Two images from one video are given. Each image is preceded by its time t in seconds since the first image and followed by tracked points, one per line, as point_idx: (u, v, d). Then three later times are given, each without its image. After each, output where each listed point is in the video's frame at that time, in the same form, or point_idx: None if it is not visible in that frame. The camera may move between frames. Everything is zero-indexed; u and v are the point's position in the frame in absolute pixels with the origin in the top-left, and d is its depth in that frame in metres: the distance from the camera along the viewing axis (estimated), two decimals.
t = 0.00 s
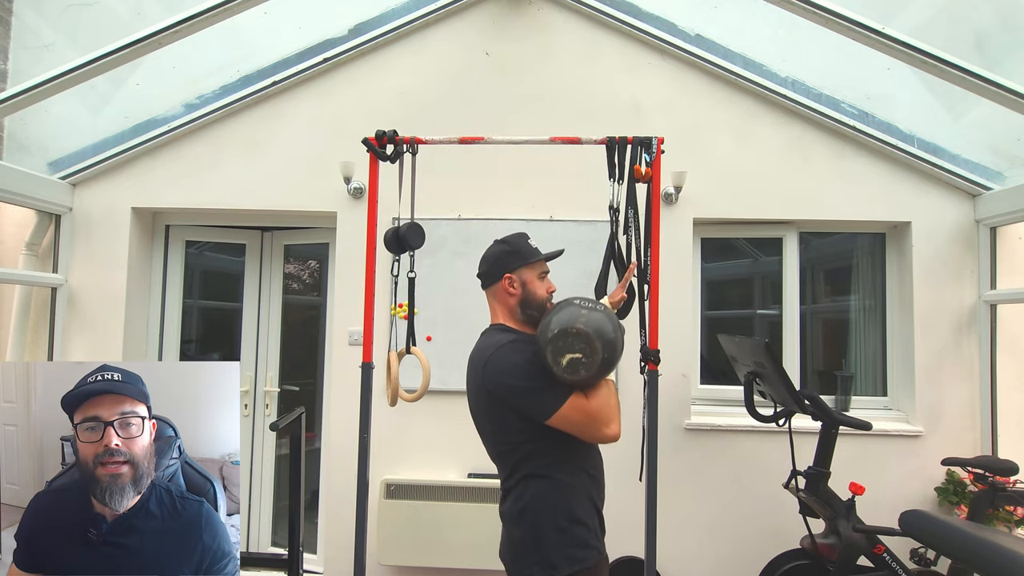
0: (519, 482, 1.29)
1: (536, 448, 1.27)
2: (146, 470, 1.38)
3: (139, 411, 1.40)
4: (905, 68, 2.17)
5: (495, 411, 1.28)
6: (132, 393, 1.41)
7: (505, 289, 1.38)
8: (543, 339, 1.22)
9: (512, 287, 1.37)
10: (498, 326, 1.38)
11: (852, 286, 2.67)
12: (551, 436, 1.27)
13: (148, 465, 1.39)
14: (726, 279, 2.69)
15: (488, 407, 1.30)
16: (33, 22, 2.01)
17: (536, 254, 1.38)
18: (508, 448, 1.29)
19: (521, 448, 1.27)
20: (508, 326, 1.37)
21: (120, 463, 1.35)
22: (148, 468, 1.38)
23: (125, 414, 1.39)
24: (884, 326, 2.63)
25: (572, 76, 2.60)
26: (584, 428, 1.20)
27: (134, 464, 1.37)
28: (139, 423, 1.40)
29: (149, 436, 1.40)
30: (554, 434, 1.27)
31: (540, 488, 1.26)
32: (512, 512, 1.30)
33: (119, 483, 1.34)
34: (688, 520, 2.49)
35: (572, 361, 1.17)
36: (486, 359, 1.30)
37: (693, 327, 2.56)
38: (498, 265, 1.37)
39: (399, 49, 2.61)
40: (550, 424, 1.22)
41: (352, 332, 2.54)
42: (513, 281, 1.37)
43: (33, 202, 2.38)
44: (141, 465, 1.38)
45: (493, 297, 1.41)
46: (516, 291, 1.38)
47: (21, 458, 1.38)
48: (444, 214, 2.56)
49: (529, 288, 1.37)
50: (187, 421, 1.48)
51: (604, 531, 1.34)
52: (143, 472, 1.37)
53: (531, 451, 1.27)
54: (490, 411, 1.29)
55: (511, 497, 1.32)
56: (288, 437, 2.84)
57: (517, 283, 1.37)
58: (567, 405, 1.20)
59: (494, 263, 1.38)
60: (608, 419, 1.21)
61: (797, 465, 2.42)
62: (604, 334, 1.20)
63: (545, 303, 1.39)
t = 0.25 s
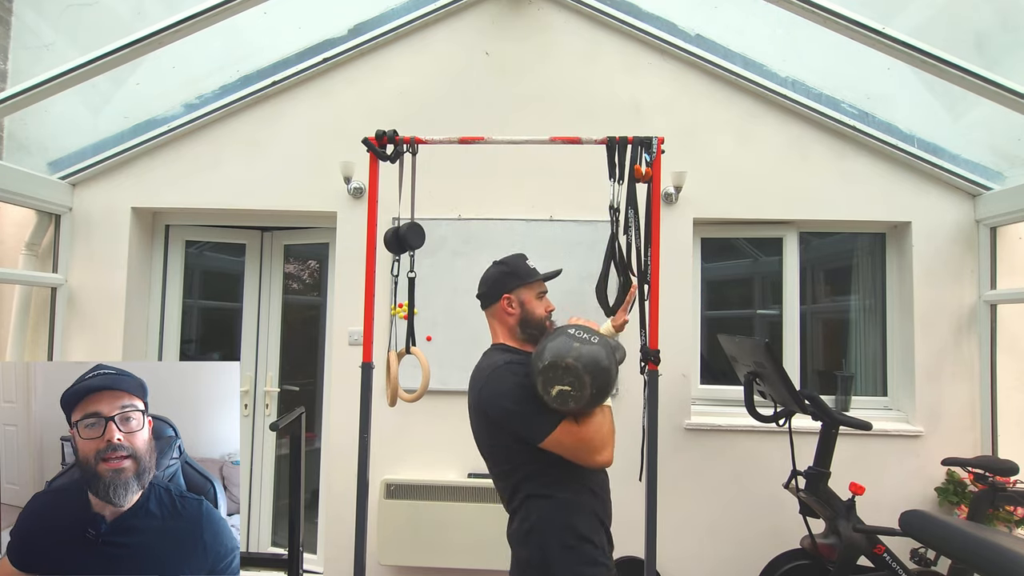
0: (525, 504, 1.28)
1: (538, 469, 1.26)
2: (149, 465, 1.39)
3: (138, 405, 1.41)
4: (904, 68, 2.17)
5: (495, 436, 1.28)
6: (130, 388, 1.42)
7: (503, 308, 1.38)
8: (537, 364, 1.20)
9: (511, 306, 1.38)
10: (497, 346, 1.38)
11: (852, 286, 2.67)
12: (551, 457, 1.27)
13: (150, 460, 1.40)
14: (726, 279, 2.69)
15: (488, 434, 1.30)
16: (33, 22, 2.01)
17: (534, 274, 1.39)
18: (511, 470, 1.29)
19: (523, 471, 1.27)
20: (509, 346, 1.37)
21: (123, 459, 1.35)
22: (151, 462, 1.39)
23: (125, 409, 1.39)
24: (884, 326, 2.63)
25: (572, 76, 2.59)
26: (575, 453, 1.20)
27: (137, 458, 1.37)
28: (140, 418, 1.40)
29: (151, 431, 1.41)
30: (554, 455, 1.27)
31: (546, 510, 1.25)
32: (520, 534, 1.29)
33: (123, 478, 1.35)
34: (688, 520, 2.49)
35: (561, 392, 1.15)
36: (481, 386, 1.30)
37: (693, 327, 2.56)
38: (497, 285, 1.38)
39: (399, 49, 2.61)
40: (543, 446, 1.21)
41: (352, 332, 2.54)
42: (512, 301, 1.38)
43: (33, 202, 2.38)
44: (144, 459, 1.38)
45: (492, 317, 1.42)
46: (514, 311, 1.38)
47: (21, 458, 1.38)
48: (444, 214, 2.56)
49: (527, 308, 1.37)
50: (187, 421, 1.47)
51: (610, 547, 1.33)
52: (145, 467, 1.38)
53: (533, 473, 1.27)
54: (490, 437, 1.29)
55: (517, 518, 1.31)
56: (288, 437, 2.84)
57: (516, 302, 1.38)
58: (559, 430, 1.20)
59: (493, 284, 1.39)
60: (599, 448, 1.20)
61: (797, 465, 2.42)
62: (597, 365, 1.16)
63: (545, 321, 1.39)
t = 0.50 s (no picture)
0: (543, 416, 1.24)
1: (564, 379, 1.22)
2: (134, 477, 1.36)
3: (126, 417, 1.39)
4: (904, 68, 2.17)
5: (518, 341, 1.23)
6: (119, 399, 1.39)
7: (517, 250, 1.34)
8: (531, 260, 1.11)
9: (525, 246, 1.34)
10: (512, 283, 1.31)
11: (852, 286, 2.67)
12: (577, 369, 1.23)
13: (135, 472, 1.37)
14: (725, 279, 2.69)
15: (511, 334, 1.24)
16: (33, 22, 2.01)
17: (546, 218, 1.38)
18: (528, 384, 1.24)
19: (546, 380, 1.22)
20: (518, 276, 1.31)
21: (106, 471, 1.34)
22: (135, 475, 1.37)
23: (111, 421, 1.37)
24: (884, 326, 2.63)
25: (572, 76, 2.60)
26: (584, 347, 1.12)
27: (121, 471, 1.35)
28: (127, 430, 1.38)
29: (137, 442, 1.38)
30: (581, 366, 1.23)
31: (568, 421, 1.21)
32: (534, 448, 1.24)
33: (107, 490, 1.34)
34: (688, 519, 2.49)
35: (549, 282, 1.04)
36: (506, 292, 1.28)
37: (693, 328, 2.56)
38: (511, 227, 1.35)
39: (399, 49, 2.61)
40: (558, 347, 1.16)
41: (352, 332, 2.54)
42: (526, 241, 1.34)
43: (33, 202, 2.38)
44: (128, 472, 1.36)
45: (506, 262, 1.37)
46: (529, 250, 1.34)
47: (21, 458, 1.38)
48: (444, 214, 2.57)
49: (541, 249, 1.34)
50: (187, 421, 1.48)
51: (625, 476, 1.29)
52: (129, 479, 1.36)
53: (557, 384, 1.22)
54: (512, 338, 1.24)
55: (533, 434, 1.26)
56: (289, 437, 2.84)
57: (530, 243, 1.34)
58: (563, 325, 1.14)
59: (506, 226, 1.36)
60: (605, 338, 1.09)
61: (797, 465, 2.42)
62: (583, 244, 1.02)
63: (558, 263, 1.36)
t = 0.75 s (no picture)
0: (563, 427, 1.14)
1: (588, 388, 1.13)
2: (126, 480, 1.35)
3: (117, 419, 1.38)
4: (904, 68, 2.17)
5: (540, 341, 1.11)
6: (110, 401, 1.38)
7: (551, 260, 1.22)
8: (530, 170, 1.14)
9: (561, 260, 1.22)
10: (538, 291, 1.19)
11: (852, 286, 2.67)
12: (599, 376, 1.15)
13: (127, 474, 1.36)
14: (726, 279, 2.69)
15: (533, 334, 1.12)
16: (33, 22, 2.01)
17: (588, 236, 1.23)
18: (557, 391, 1.13)
19: (570, 388, 1.13)
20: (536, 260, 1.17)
21: (96, 474, 1.33)
22: (128, 477, 1.36)
23: (102, 422, 1.36)
24: (884, 326, 2.63)
25: (572, 76, 2.60)
26: (593, 262, 1.00)
27: (111, 474, 1.34)
28: (117, 431, 1.37)
29: (127, 444, 1.37)
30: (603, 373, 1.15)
31: (590, 433, 1.13)
32: (554, 464, 1.15)
33: (98, 493, 1.33)
34: (688, 519, 2.49)
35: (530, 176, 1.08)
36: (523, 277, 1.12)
37: (693, 328, 2.56)
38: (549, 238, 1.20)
39: (399, 49, 2.61)
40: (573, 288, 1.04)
41: (352, 332, 2.54)
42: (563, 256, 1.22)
43: (33, 202, 2.38)
44: (119, 475, 1.35)
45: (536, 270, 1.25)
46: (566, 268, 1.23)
47: (21, 458, 1.38)
48: (444, 214, 2.57)
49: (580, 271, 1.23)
50: (187, 422, 1.47)
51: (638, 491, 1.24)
52: (121, 482, 1.35)
53: (582, 392, 1.13)
54: (536, 338, 1.11)
55: (550, 448, 1.17)
56: (288, 437, 2.84)
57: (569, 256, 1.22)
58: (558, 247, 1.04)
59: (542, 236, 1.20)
60: (605, 236, 0.97)
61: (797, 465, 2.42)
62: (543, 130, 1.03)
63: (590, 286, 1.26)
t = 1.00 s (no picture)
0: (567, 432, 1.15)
1: (596, 395, 1.13)
2: (125, 472, 1.36)
3: (116, 412, 1.39)
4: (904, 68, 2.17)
5: (551, 342, 1.11)
6: (109, 393, 1.39)
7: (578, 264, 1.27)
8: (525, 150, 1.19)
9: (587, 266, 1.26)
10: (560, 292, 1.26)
11: (852, 286, 2.67)
12: (608, 384, 1.14)
13: (126, 466, 1.36)
14: (726, 279, 2.69)
15: (543, 336, 1.12)
16: (33, 22, 2.01)
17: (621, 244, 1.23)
18: (564, 394, 1.13)
19: (577, 394, 1.12)
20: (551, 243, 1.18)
21: (95, 465, 1.33)
22: (127, 470, 1.36)
23: (101, 414, 1.37)
24: (884, 326, 2.63)
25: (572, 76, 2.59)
26: (583, 228, 1.03)
27: (110, 465, 1.34)
28: (117, 423, 1.38)
29: (127, 437, 1.38)
30: (613, 381, 1.15)
31: (595, 440, 1.13)
32: (554, 466, 1.15)
33: (97, 485, 1.33)
34: (688, 519, 2.49)
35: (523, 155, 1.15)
36: (536, 276, 1.12)
37: (693, 328, 2.56)
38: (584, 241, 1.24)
39: (399, 49, 2.61)
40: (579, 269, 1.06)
41: (352, 332, 2.54)
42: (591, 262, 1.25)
43: (33, 202, 2.38)
44: (118, 467, 1.35)
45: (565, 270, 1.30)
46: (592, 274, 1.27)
47: (21, 458, 1.38)
48: (444, 214, 2.56)
49: (606, 278, 1.25)
50: (187, 422, 1.47)
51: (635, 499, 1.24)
52: (120, 474, 1.35)
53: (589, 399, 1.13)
54: (546, 341, 1.12)
55: (552, 449, 1.18)
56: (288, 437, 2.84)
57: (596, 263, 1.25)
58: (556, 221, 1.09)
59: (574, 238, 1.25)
60: (586, 201, 1.00)
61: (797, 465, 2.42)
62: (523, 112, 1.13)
63: (613, 294, 1.28)
